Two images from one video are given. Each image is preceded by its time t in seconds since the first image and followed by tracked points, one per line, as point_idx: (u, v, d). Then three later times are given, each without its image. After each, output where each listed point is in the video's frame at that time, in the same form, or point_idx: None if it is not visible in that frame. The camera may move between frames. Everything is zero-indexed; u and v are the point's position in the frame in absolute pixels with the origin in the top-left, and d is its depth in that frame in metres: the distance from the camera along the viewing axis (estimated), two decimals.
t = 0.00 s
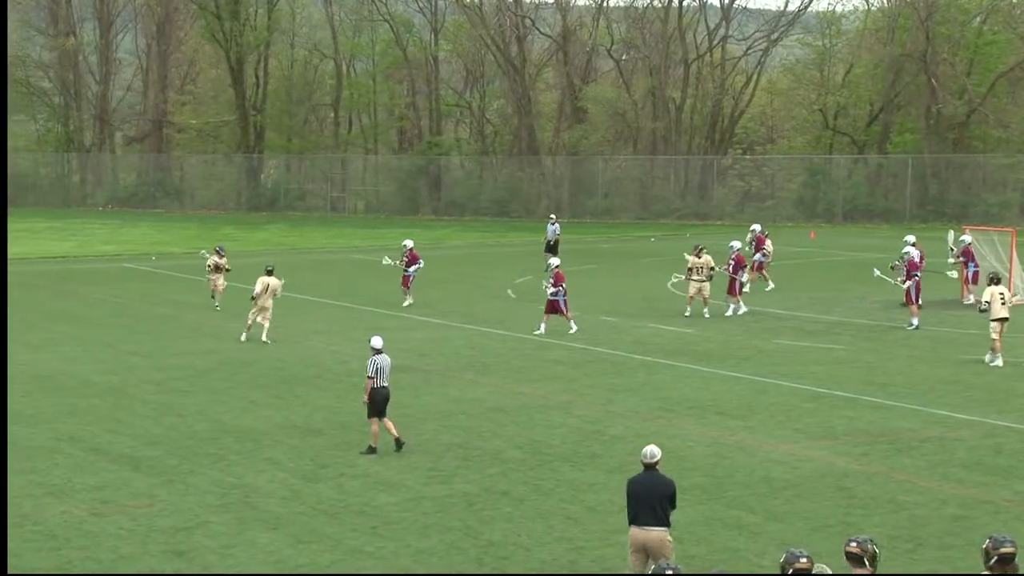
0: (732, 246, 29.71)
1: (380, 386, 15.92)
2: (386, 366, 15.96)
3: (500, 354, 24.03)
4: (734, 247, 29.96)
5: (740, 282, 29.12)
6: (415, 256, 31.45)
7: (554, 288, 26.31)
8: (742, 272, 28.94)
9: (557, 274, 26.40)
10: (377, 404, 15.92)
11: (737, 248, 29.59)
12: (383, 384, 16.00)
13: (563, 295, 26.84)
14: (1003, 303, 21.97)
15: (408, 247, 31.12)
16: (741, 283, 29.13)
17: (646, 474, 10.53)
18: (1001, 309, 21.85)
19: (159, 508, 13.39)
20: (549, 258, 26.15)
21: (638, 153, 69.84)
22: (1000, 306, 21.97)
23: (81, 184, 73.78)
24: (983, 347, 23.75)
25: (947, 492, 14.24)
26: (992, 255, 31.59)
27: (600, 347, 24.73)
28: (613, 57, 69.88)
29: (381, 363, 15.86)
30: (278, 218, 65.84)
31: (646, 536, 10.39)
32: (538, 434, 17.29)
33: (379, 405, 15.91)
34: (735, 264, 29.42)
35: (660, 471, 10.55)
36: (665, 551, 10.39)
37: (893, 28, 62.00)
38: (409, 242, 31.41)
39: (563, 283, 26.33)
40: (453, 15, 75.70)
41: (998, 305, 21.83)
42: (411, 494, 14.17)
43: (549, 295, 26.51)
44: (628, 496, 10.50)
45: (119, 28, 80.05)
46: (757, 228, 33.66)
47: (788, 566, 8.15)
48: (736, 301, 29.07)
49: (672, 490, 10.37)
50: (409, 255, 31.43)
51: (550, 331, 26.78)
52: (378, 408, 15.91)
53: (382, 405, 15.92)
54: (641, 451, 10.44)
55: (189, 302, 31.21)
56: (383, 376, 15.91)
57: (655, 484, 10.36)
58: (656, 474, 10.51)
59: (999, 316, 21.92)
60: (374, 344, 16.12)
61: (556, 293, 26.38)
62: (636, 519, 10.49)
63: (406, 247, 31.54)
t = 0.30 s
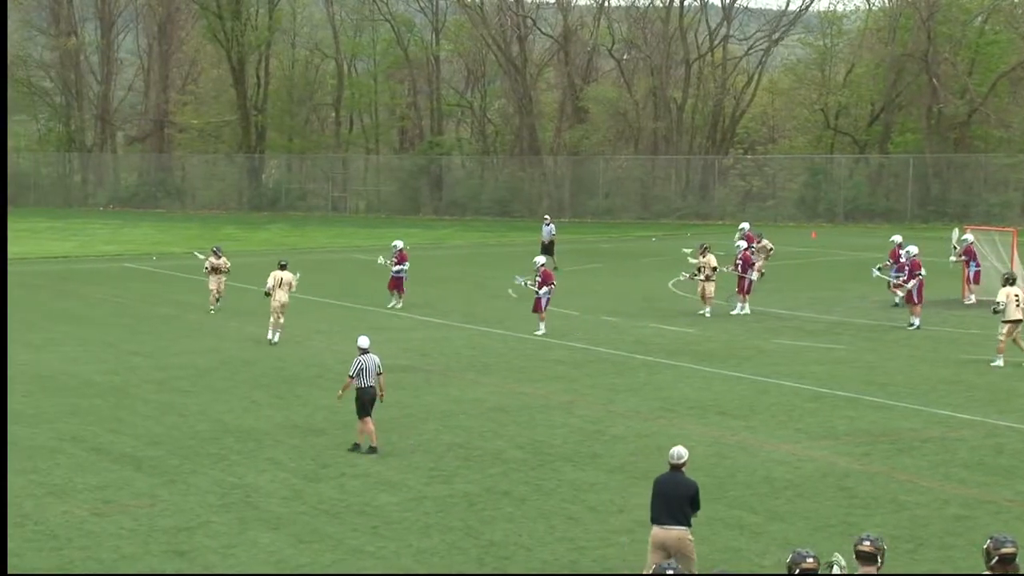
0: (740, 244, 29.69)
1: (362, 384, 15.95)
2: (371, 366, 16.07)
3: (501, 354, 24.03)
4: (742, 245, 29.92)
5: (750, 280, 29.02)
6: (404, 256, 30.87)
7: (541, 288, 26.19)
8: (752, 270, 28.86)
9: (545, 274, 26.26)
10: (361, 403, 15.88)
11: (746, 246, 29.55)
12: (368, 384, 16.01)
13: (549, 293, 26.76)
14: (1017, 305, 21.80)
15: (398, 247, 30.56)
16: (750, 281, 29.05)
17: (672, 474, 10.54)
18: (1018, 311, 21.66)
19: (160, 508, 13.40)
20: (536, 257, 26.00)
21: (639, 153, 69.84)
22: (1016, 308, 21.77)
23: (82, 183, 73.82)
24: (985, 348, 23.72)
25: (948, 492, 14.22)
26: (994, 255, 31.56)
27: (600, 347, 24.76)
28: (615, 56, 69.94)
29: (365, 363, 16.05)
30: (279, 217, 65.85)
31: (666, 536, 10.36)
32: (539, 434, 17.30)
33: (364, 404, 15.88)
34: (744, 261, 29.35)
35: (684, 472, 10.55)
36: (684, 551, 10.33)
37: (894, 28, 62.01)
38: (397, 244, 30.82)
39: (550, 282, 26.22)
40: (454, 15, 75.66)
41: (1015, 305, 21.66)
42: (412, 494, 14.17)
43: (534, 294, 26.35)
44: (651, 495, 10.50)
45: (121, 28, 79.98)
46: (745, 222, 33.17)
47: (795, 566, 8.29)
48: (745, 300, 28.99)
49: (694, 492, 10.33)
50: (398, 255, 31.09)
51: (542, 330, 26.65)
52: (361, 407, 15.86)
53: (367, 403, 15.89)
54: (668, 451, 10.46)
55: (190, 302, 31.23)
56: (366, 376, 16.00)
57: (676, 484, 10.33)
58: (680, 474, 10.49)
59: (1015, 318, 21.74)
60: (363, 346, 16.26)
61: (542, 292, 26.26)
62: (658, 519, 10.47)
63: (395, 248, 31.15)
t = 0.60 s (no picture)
0: (744, 244, 29.67)
1: (348, 383, 15.98)
2: (358, 365, 16.08)
3: (501, 352, 24.02)
4: (746, 245, 29.85)
5: (753, 279, 28.98)
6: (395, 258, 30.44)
7: (533, 288, 26.16)
8: (757, 270, 28.80)
9: (535, 275, 26.17)
10: (344, 403, 15.94)
11: (748, 246, 29.45)
12: (354, 383, 16.04)
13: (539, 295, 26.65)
14: None
15: (389, 248, 30.31)
16: (755, 280, 29.00)
17: (697, 465, 10.55)
18: None
19: (160, 506, 13.41)
20: (529, 257, 25.91)
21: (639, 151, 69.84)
22: None
23: (81, 182, 73.87)
24: (984, 347, 23.72)
25: (947, 491, 14.23)
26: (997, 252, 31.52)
27: (600, 346, 24.76)
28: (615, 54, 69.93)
29: (352, 361, 16.03)
30: (279, 216, 65.91)
31: (689, 525, 10.48)
32: (539, 432, 17.31)
33: (349, 403, 15.93)
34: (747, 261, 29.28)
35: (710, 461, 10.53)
36: (704, 540, 10.43)
37: (893, 26, 62.09)
38: (388, 246, 30.63)
39: (540, 284, 26.15)
40: (454, 13, 75.65)
41: None
42: (412, 492, 14.18)
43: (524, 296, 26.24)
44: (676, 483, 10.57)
45: (121, 27, 79.99)
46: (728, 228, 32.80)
47: (798, 566, 8.29)
48: (751, 299, 28.95)
49: (716, 482, 10.35)
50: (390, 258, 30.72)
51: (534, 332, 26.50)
52: (343, 406, 15.93)
53: (351, 403, 15.92)
54: (692, 442, 10.38)
55: (190, 300, 31.23)
56: (353, 375, 16.00)
57: (696, 475, 10.37)
58: (703, 465, 10.50)
59: None
60: (349, 343, 16.25)
61: (533, 293, 26.20)
62: (686, 506, 10.56)
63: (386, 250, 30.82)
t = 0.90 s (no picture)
0: (748, 244, 29.63)
1: (338, 384, 15.98)
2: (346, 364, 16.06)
3: (500, 352, 23.99)
4: (751, 244, 29.77)
5: (757, 279, 28.86)
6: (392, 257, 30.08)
7: (524, 288, 25.80)
8: (760, 270, 28.71)
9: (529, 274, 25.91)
10: (331, 403, 15.95)
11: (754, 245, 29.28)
12: (342, 382, 16.05)
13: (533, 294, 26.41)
14: None
15: (385, 248, 30.05)
16: (760, 280, 28.92)
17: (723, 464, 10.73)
18: None
19: (159, 505, 13.40)
20: (520, 257, 25.62)
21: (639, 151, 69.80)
22: None
23: (81, 181, 73.91)
24: (984, 346, 23.72)
25: (947, 490, 14.22)
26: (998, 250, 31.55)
27: (599, 345, 24.74)
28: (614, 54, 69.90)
29: (340, 361, 15.99)
30: (279, 215, 65.93)
31: (714, 524, 10.62)
32: (539, 432, 17.30)
33: (339, 403, 15.93)
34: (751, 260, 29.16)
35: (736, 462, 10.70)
36: (730, 539, 10.54)
37: (893, 25, 62.13)
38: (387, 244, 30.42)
39: (534, 283, 25.84)
40: (454, 12, 75.65)
41: None
42: (412, 492, 14.17)
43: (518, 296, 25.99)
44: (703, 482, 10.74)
45: (120, 26, 79.89)
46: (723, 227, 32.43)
47: (799, 565, 8.29)
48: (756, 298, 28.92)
49: (741, 479, 10.49)
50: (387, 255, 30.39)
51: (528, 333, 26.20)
52: (332, 406, 15.92)
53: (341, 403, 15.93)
54: (718, 441, 10.62)
55: (190, 300, 31.21)
56: (342, 374, 16.00)
57: (721, 473, 10.52)
58: (729, 464, 10.66)
59: None
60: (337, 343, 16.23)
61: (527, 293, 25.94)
62: (712, 505, 10.69)
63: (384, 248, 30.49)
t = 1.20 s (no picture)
0: (750, 242, 29.62)
1: (318, 380, 15.99)
2: (327, 362, 16.09)
3: (500, 350, 23.98)
4: (751, 243, 29.78)
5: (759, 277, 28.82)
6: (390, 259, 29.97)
7: (520, 288, 25.70)
8: (762, 267, 28.67)
9: (525, 275, 25.80)
10: (311, 399, 15.93)
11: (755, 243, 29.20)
12: (323, 380, 16.05)
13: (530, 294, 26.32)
14: None
15: (383, 250, 29.94)
16: (762, 278, 28.86)
17: (749, 455, 10.68)
18: None
19: (160, 503, 13.41)
20: (515, 257, 25.53)
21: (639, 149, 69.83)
22: None
23: (81, 179, 73.98)
24: (984, 344, 23.73)
25: (947, 488, 14.22)
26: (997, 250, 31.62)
27: (598, 343, 24.73)
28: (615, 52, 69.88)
29: (321, 359, 16.04)
30: (279, 213, 65.94)
31: (743, 515, 10.55)
32: (538, 430, 17.30)
33: (317, 400, 15.90)
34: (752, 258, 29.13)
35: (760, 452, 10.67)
36: (761, 531, 10.47)
37: (894, 23, 62.17)
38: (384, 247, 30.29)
39: (530, 283, 25.75)
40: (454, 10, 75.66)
41: None
42: (412, 490, 14.18)
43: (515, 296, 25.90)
44: (729, 474, 10.69)
45: (121, 24, 79.85)
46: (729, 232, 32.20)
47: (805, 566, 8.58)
48: (759, 297, 28.82)
49: (769, 472, 10.44)
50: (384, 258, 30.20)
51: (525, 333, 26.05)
52: (312, 403, 15.89)
53: (320, 399, 15.90)
54: (746, 433, 10.57)
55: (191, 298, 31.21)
56: (322, 372, 16.01)
57: (749, 466, 10.43)
58: (755, 455, 10.62)
59: None
60: (319, 342, 16.29)
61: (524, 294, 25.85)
62: (738, 497, 10.63)
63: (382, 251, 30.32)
